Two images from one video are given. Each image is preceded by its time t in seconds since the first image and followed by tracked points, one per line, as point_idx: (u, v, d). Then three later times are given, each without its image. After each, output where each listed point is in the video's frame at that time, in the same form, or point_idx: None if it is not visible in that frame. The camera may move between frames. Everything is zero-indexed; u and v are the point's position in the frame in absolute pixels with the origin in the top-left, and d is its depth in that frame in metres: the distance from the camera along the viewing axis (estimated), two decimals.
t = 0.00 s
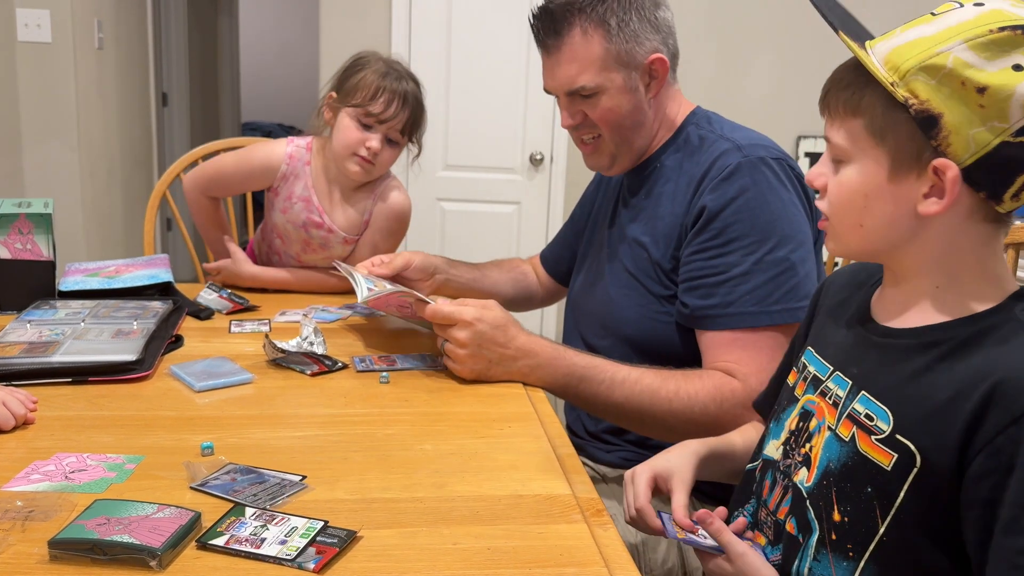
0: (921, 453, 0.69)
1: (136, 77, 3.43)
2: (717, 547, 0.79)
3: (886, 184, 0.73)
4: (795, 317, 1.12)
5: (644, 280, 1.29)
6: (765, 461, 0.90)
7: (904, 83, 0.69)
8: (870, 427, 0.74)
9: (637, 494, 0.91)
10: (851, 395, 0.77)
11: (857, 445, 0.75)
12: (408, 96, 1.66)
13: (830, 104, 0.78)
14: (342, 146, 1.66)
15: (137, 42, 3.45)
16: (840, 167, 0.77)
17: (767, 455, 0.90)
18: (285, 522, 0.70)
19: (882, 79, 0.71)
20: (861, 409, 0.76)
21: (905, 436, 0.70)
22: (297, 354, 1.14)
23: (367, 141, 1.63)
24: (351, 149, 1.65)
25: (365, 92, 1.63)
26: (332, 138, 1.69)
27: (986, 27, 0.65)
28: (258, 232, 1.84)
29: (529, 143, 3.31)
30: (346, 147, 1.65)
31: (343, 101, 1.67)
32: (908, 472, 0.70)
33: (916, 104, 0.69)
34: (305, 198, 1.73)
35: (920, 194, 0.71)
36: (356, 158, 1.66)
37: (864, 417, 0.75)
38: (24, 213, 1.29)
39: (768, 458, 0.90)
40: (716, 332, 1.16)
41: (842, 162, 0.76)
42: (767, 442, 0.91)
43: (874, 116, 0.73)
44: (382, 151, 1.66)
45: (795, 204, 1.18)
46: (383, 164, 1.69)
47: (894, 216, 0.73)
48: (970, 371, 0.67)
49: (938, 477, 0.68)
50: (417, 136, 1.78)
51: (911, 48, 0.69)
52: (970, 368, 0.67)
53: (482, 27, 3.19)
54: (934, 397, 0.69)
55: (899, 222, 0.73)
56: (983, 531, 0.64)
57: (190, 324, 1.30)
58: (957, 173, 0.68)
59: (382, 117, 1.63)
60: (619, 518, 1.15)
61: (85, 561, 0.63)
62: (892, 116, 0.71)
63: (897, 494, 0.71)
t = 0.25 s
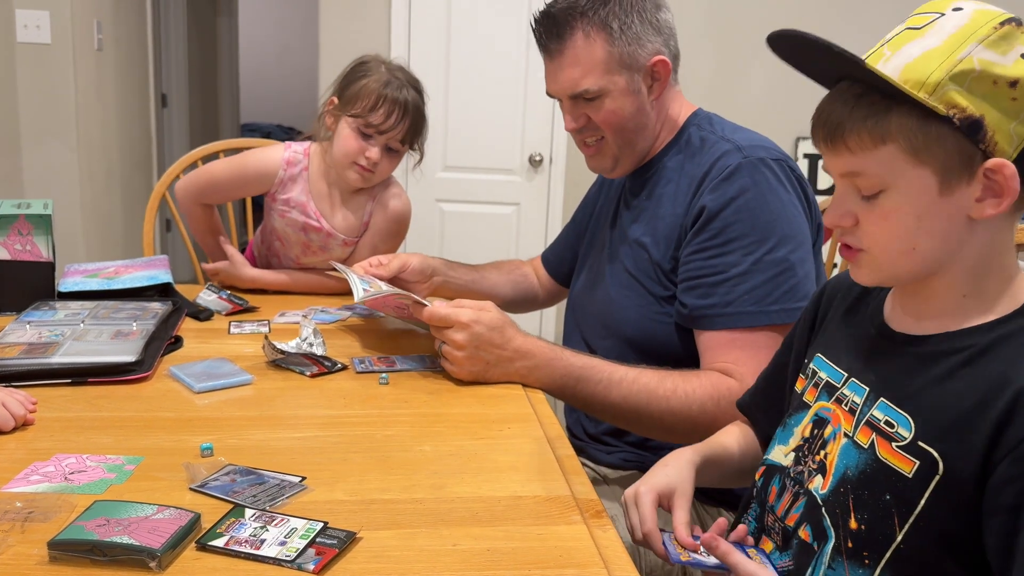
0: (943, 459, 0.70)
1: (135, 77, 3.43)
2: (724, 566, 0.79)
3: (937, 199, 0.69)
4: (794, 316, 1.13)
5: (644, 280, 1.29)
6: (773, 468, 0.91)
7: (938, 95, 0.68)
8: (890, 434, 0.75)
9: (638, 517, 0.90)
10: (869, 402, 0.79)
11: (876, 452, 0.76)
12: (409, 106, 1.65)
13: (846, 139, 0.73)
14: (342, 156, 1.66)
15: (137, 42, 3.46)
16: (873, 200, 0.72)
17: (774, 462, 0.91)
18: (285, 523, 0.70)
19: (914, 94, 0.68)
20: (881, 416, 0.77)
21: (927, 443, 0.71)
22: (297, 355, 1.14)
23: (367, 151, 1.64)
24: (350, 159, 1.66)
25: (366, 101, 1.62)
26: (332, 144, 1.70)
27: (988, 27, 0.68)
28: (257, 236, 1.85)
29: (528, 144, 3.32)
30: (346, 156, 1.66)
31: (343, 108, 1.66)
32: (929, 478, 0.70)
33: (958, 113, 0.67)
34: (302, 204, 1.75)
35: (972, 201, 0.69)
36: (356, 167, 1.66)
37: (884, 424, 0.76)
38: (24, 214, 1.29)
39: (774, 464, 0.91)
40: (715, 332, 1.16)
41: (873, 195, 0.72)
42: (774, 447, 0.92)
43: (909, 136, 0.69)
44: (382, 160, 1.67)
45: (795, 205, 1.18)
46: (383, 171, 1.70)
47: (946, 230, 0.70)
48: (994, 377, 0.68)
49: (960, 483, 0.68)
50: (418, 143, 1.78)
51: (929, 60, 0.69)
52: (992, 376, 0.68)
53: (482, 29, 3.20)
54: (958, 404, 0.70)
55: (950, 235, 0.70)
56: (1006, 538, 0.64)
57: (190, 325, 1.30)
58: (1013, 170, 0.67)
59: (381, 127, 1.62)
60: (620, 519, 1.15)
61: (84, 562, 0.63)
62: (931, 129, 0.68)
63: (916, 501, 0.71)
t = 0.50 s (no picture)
0: (952, 466, 0.70)
1: (134, 77, 3.43)
2: None
3: (939, 212, 0.69)
4: (792, 310, 1.13)
5: (642, 275, 1.30)
6: (777, 478, 0.91)
7: (933, 109, 0.68)
8: (897, 443, 0.75)
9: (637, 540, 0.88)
10: (874, 411, 0.79)
11: (883, 461, 0.76)
12: (408, 111, 1.65)
13: (842, 160, 0.73)
14: (340, 161, 1.67)
15: (135, 42, 3.46)
16: (871, 218, 0.72)
17: (779, 473, 0.91)
18: (284, 523, 0.70)
19: (909, 110, 0.68)
20: (887, 425, 0.77)
21: (935, 450, 0.71)
22: (296, 356, 1.14)
23: (365, 156, 1.64)
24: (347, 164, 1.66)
25: (363, 106, 1.62)
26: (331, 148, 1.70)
27: (970, 35, 0.68)
28: (257, 235, 1.85)
29: (527, 144, 3.32)
30: (344, 161, 1.67)
31: (342, 112, 1.66)
32: (937, 486, 0.70)
33: (955, 126, 0.68)
34: (300, 204, 1.75)
35: (972, 208, 0.69)
36: (354, 172, 1.67)
37: (890, 432, 0.76)
38: (23, 214, 1.31)
39: (779, 476, 0.91)
40: (714, 329, 1.16)
41: (872, 213, 0.71)
42: (779, 460, 0.92)
43: (905, 152, 0.69)
44: (380, 167, 1.67)
45: (793, 200, 1.18)
46: (381, 177, 1.70)
47: (948, 241, 0.70)
48: (1001, 382, 0.68)
49: (969, 489, 0.69)
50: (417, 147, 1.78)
51: (918, 74, 0.68)
52: (997, 382, 0.69)
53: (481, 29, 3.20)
54: (965, 410, 0.70)
55: (952, 245, 0.70)
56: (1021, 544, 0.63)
57: (188, 325, 1.30)
58: (1012, 176, 0.67)
59: (378, 134, 1.62)
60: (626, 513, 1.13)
61: (82, 562, 0.63)
62: (926, 142, 0.69)
63: (926, 509, 0.71)
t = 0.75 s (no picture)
0: (952, 467, 0.70)
1: (132, 77, 3.42)
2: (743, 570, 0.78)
3: (935, 213, 0.69)
4: (788, 310, 1.13)
5: (638, 276, 1.30)
6: (776, 482, 0.91)
7: (926, 111, 0.68)
8: (897, 445, 0.75)
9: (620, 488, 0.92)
10: (873, 413, 0.79)
11: (883, 462, 0.76)
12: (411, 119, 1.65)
13: (837, 164, 0.72)
14: (342, 167, 1.68)
15: (134, 42, 3.45)
16: (867, 220, 0.72)
17: (779, 477, 0.91)
18: (282, 523, 0.70)
19: (904, 112, 0.68)
20: (886, 427, 0.77)
21: (935, 451, 0.71)
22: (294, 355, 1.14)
23: (366, 163, 1.65)
24: (349, 171, 1.67)
25: (367, 114, 1.62)
26: (333, 153, 1.71)
27: (959, 37, 0.69)
28: (258, 229, 1.86)
29: (525, 145, 3.32)
30: (345, 168, 1.67)
31: (345, 119, 1.67)
32: (938, 487, 0.71)
33: (949, 127, 0.68)
34: (305, 203, 1.77)
35: (967, 209, 0.69)
36: (355, 179, 1.68)
37: (890, 434, 0.76)
38: (20, 214, 1.30)
39: (779, 480, 0.91)
40: (712, 330, 1.16)
41: (868, 215, 0.72)
42: (779, 465, 0.91)
43: (900, 154, 0.69)
44: (381, 174, 1.68)
45: (788, 200, 1.18)
46: (383, 184, 1.71)
47: (944, 241, 0.70)
48: (1000, 382, 0.69)
49: (970, 489, 0.69)
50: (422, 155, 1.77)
51: (910, 77, 0.69)
52: (997, 382, 0.69)
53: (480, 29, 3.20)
54: (965, 410, 0.70)
55: (948, 246, 0.70)
56: None
57: (186, 325, 1.30)
58: (1006, 176, 0.68)
59: (381, 142, 1.63)
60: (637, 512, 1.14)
61: (80, 562, 0.63)
62: (923, 144, 0.69)
63: (927, 510, 0.71)
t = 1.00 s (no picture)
0: (948, 466, 0.70)
1: (131, 77, 3.42)
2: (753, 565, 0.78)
3: (925, 213, 0.69)
4: (783, 313, 1.13)
5: (632, 280, 1.30)
6: (775, 484, 0.92)
7: (913, 110, 0.68)
8: (892, 445, 0.75)
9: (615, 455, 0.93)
10: (868, 413, 0.80)
11: (879, 463, 0.77)
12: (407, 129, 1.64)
13: (824, 164, 0.73)
14: (339, 177, 1.68)
15: (132, 42, 3.45)
16: (858, 220, 0.72)
17: (777, 479, 0.92)
18: (281, 522, 0.70)
19: (891, 111, 0.68)
20: (881, 427, 0.77)
21: (930, 451, 0.71)
22: (293, 354, 1.14)
23: (363, 174, 1.65)
24: (346, 180, 1.67)
25: (362, 123, 1.62)
26: (330, 163, 1.71)
27: (944, 37, 0.69)
28: (259, 232, 1.87)
29: (524, 145, 3.32)
30: (343, 178, 1.68)
31: (340, 128, 1.67)
32: (935, 486, 0.71)
33: (935, 126, 0.68)
34: (303, 208, 1.77)
35: (956, 207, 0.69)
36: (352, 189, 1.68)
37: (885, 435, 0.77)
38: (19, 213, 1.29)
39: (778, 482, 0.91)
40: (708, 331, 1.16)
41: (858, 215, 0.72)
42: (777, 467, 0.92)
43: (888, 154, 0.69)
44: (378, 184, 1.68)
45: (782, 202, 1.19)
46: (380, 192, 1.71)
47: (935, 241, 0.70)
48: (995, 381, 0.69)
49: (966, 488, 0.69)
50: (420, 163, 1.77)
51: (896, 76, 0.69)
52: (992, 380, 0.69)
53: (478, 29, 3.20)
54: (959, 409, 0.70)
55: (940, 246, 0.70)
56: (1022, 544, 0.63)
57: (184, 324, 1.30)
58: (993, 174, 0.68)
59: (377, 152, 1.63)
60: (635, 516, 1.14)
61: (78, 561, 0.63)
62: (909, 143, 0.69)
63: (925, 510, 0.71)
